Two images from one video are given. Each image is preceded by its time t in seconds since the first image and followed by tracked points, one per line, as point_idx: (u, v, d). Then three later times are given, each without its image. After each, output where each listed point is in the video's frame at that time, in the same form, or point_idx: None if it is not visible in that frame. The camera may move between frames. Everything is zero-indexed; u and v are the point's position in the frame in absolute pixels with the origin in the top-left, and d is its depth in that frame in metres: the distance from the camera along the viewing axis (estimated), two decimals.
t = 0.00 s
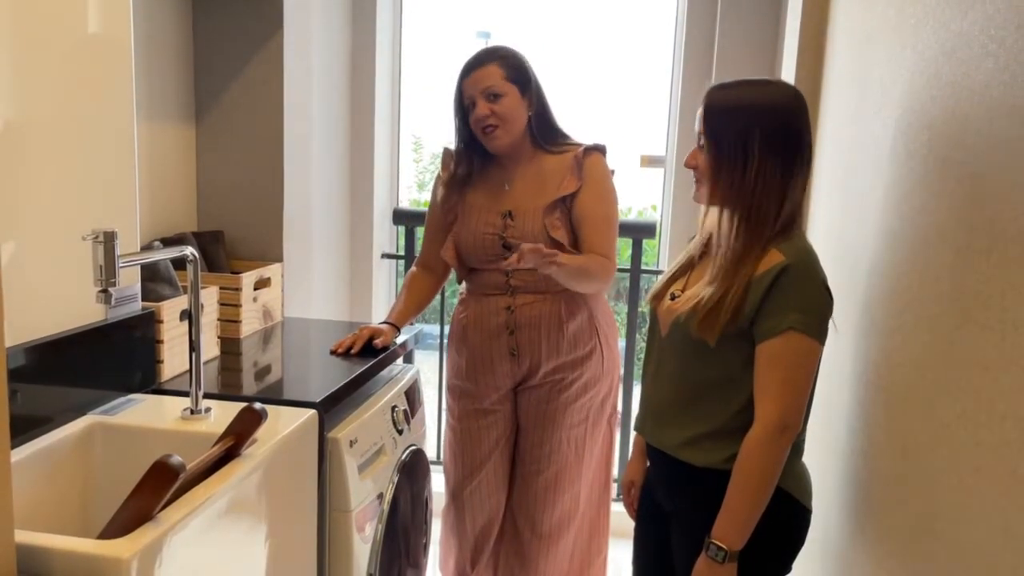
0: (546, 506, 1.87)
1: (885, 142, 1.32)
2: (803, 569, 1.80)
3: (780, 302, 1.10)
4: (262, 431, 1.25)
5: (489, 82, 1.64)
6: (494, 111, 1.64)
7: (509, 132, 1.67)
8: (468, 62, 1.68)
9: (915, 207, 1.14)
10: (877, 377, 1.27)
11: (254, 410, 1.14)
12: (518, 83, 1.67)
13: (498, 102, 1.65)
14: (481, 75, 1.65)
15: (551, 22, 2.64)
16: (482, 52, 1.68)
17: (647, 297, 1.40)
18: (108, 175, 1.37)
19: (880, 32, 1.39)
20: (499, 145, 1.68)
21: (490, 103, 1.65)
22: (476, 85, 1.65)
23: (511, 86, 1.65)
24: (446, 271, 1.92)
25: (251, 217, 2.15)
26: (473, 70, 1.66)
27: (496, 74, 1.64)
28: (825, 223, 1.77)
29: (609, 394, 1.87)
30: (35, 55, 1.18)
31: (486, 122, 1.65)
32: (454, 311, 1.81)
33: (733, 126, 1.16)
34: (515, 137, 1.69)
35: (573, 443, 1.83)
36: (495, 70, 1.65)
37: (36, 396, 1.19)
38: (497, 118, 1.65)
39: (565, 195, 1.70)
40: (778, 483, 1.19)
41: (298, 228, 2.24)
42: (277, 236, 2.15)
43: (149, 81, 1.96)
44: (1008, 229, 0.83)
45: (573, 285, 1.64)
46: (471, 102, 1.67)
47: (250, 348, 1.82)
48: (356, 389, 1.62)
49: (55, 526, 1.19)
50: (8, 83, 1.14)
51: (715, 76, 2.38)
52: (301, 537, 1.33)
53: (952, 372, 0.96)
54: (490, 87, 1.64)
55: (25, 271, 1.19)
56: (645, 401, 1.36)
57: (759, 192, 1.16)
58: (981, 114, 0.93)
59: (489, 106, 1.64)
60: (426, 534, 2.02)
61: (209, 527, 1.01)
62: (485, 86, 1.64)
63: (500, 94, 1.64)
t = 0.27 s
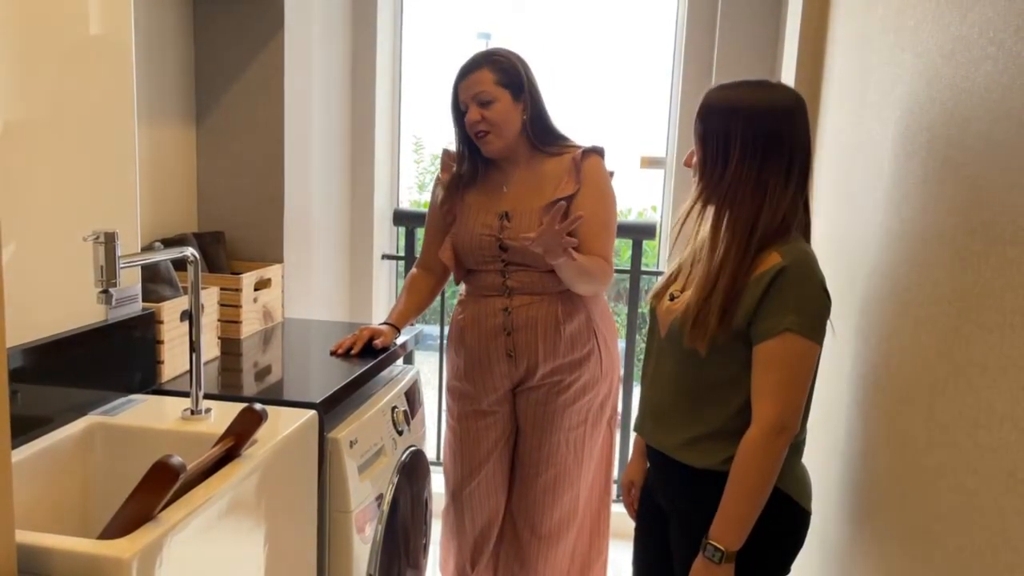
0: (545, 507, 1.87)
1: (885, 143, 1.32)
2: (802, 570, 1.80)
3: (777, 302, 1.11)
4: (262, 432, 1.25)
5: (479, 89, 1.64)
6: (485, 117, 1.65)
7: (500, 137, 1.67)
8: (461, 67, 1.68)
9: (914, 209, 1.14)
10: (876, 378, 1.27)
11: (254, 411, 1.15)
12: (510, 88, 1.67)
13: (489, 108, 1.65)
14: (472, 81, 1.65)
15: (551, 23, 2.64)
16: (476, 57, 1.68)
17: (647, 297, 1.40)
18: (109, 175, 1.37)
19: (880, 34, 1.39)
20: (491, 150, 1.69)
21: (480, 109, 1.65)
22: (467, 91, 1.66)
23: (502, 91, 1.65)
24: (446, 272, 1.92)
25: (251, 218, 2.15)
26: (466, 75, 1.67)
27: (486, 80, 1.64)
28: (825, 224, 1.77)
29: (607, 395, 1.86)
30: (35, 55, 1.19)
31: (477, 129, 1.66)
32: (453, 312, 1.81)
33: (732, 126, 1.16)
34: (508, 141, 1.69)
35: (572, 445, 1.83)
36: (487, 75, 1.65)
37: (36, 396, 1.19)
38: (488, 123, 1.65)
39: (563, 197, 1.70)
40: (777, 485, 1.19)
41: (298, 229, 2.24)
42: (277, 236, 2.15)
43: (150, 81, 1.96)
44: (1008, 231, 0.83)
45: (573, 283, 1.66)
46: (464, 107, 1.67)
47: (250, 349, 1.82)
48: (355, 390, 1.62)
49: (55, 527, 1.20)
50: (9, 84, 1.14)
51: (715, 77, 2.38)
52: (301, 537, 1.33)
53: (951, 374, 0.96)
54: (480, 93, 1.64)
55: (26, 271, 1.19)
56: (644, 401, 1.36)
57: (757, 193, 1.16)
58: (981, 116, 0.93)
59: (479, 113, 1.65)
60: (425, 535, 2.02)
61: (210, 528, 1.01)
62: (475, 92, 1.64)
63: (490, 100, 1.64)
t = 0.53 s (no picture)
0: (545, 508, 1.87)
1: (885, 145, 1.32)
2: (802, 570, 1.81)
3: (777, 303, 1.11)
4: (262, 433, 1.26)
5: (484, 88, 1.64)
6: (490, 116, 1.65)
7: (506, 136, 1.67)
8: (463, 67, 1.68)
9: (914, 210, 1.15)
10: (875, 379, 1.27)
11: (255, 412, 1.15)
12: (515, 88, 1.67)
13: (494, 107, 1.65)
14: (476, 81, 1.65)
15: (551, 24, 2.64)
16: (478, 57, 1.68)
17: (647, 297, 1.40)
18: (110, 175, 1.37)
19: (880, 36, 1.39)
20: (496, 150, 1.69)
21: (486, 108, 1.65)
22: (471, 91, 1.65)
23: (506, 91, 1.65)
24: (446, 273, 1.92)
25: (251, 219, 2.15)
26: (468, 75, 1.67)
27: (491, 80, 1.64)
28: (825, 226, 1.77)
29: (606, 396, 1.87)
30: (36, 56, 1.19)
31: (482, 128, 1.66)
32: (453, 313, 1.81)
33: (733, 125, 1.16)
34: (512, 141, 1.69)
35: (572, 446, 1.83)
36: (490, 75, 1.65)
37: (36, 397, 1.19)
38: (493, 123, 1.66)
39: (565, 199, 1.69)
40: (775, 485, 1.19)
41: (299, 230, 2.24)
42: (277, 237, 2.15)
43: (150, 82, 1.96)
44: (1007, 233, 0.83)
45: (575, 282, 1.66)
46: (468, 107, 1.67)
47: (251, 350, 1.82)
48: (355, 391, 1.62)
49: (56, 528, 1.20)
50: (10, 85, 1.14)
51: (715, 78, 2.38)
52: (301, 537, 1.33)
53: (950, 376, 0.96)
54: (486, 92, 1.64)
55: (26, 272, 1.19)
56: (644, 402, 1.36)
57: (757, 194, 1.17)
58: (981, 118, 0.93)
59: (484, 112, 1.65)
60: (425, 535, 2.02)
61: (210, 528, 1.01)
62: (480, 92, 1.64)
63: (495, 98, 1.64)
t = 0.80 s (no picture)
0: (544, 510, 1.87)
1: (885, 146, 1.32)
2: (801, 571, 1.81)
3: (777, 305, 1.11)
4: (261, 433, 1.26)
5: (490, 86, 1.64)
6: (496, 114, 1.65)
7: (511, 135, 1.67)
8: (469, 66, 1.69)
9: (914, 211, 1.15)
10: (875, 380, 1.27)
11: (255, 412, 1.15)
12: (520, 88, 1.68)
13: (500, 105, 1.65)
14: (482, 78, 1.65)
15: (551, 24, 2.64)
16: (483, 56, 1.68)
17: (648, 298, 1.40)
18: (110, 176, 1.37)
19: (880, 37, 1.39)
20: (500, 148, 1.69)
21: (492, 106, 1.65)
22: (477, 89, 1.66)
23: (512, 89, 1.66)
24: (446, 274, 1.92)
25: (251, 220, 2.15)
26: (474, 73, 1.67)
27: (497, 77, 1.65)
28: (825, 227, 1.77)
29: (605, 398, 1.87)
30: (36, 56, 1.19)
31: (488, 126, 1.66)
32: (452, 313, 1.81)
33: (735, 127, 1.17)
34: (515, 140, 1.70)
35: (572, 447, 1.83)
36: (496, 73, 1.65)
37: (36, 397, 1.19)
38: (498, 121, 1.66)
39: (564, 200, 1.69)
40: (775, 487, 1.19)
41: (299, 230, 2.25)
42: (277, 238, 2.15)
43: (150, 83, 1.96)
44: (1007, 234, 0.83)
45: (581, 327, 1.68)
46: (473, 104, 1.67)
47: (250, 350, 1.82)
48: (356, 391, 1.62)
49: (55, 528, 1.20)
50: (10, 85, 1.14)
51: (715, 79, 2.39)
52: (301, 538, 1.33)
53: (950, 377, 0.96)
54: (492, 90, 1.64)
55: (26, 272, 1.20)
56: (644, 403, 1.36)
57: (758, 195, 1.17)
58: (981, 120, 0.93)
59: (490, 109, 1.65)
60: (425, 536, 2.02)
61: (210, 529, 1.01)
62: (486, 89, 1.64)
63: (502, 96, 1.65)
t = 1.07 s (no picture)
0: (543, 510, 1.87)
1: (884, 147, 1.32)
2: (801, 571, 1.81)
3: (778, 306, 1.11)
4: (261, 434, 1.26)
5: (491, 83, 1.65)
6: (496, 110, 1.65)
7: (510, 132, 1.67)
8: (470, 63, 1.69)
9: (913, 211, 1.15)
10: (874, 381, 1.27)
11: (255, 412, 1.15)
12: (521, 87, 1.68)
13: (500, 102, 1.65)
14: (483, 76, 1.66)
15: (551, 25, 2.64)
16: (484, 55, 1.69)
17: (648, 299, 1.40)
18: (110, 176, 1.37)
19: (880, 37, 1.40)
20: (499, 146, 1.69)
21: (492, 103, 1.65)
22: (478, 86, 1.66)
23: (513, 87, 1.66)
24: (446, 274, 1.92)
25: (251, 220, 2.16)
26: (475, 71, 1.67)
27: (499, 75, 1.65)
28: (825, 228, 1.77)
29: (604, 401, 1.87)
30: (36, 56, 1.19)
31: (487, 123, 1.66)
32: (451, 314, 1.81)
33: (736, 127, 1.17)
34: (515, 139, 1.70)
35: (571, 448, 1.83)
36: (496, 70, 1.66)
37: (36, 397, 1.19)
38: (498, 118, 1.66)
39: (561, 203, 1.69)
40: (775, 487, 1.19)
41: (299, 231, 2.25)
42: (277, 238, 2.15)
43: (150, 83, 1.96)
44: (1007, 235, 0.83)
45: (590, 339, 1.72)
46: (474, 101, 1.67)
47: (250, 350, 1.82)
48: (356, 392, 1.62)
49: (55, 528, 1.20)
50: (10, 85, 1.14)
51: (715, 80, 2.39)
52: (301, 538, 1.33)
53: (950, 377, 0.96)
54: (493, 87, 1.65)
55: (26, 272, 1.20)
56: (644, 403, 1.36)
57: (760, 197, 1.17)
58: (980, 120, 0.93)
59: (490, 106, 1.65)
60: (425, 537, 2.02)
61: (209, 529, 1.01)
62: (487, 86, 1.65)
63: (502, 94, 1.65)
